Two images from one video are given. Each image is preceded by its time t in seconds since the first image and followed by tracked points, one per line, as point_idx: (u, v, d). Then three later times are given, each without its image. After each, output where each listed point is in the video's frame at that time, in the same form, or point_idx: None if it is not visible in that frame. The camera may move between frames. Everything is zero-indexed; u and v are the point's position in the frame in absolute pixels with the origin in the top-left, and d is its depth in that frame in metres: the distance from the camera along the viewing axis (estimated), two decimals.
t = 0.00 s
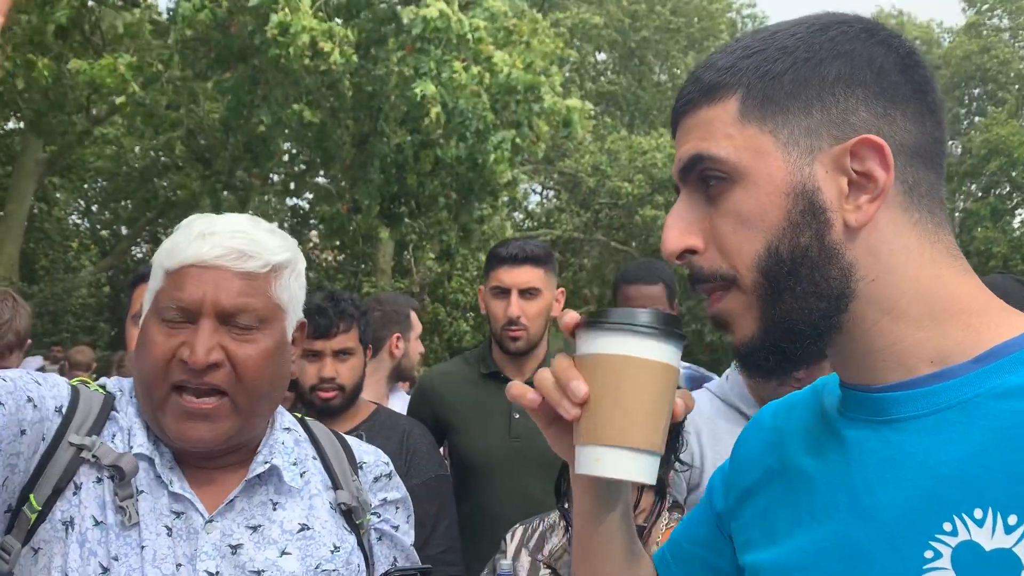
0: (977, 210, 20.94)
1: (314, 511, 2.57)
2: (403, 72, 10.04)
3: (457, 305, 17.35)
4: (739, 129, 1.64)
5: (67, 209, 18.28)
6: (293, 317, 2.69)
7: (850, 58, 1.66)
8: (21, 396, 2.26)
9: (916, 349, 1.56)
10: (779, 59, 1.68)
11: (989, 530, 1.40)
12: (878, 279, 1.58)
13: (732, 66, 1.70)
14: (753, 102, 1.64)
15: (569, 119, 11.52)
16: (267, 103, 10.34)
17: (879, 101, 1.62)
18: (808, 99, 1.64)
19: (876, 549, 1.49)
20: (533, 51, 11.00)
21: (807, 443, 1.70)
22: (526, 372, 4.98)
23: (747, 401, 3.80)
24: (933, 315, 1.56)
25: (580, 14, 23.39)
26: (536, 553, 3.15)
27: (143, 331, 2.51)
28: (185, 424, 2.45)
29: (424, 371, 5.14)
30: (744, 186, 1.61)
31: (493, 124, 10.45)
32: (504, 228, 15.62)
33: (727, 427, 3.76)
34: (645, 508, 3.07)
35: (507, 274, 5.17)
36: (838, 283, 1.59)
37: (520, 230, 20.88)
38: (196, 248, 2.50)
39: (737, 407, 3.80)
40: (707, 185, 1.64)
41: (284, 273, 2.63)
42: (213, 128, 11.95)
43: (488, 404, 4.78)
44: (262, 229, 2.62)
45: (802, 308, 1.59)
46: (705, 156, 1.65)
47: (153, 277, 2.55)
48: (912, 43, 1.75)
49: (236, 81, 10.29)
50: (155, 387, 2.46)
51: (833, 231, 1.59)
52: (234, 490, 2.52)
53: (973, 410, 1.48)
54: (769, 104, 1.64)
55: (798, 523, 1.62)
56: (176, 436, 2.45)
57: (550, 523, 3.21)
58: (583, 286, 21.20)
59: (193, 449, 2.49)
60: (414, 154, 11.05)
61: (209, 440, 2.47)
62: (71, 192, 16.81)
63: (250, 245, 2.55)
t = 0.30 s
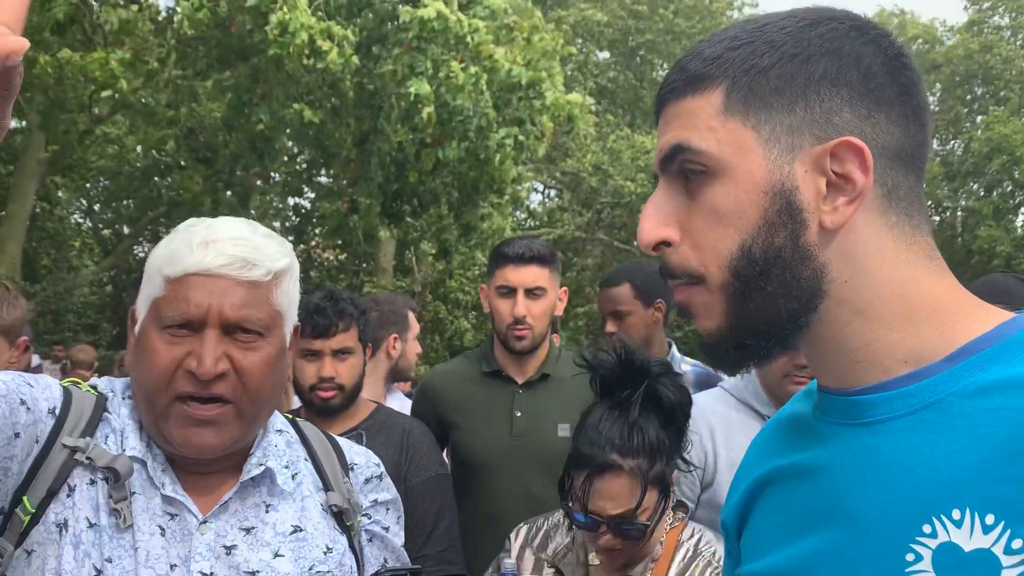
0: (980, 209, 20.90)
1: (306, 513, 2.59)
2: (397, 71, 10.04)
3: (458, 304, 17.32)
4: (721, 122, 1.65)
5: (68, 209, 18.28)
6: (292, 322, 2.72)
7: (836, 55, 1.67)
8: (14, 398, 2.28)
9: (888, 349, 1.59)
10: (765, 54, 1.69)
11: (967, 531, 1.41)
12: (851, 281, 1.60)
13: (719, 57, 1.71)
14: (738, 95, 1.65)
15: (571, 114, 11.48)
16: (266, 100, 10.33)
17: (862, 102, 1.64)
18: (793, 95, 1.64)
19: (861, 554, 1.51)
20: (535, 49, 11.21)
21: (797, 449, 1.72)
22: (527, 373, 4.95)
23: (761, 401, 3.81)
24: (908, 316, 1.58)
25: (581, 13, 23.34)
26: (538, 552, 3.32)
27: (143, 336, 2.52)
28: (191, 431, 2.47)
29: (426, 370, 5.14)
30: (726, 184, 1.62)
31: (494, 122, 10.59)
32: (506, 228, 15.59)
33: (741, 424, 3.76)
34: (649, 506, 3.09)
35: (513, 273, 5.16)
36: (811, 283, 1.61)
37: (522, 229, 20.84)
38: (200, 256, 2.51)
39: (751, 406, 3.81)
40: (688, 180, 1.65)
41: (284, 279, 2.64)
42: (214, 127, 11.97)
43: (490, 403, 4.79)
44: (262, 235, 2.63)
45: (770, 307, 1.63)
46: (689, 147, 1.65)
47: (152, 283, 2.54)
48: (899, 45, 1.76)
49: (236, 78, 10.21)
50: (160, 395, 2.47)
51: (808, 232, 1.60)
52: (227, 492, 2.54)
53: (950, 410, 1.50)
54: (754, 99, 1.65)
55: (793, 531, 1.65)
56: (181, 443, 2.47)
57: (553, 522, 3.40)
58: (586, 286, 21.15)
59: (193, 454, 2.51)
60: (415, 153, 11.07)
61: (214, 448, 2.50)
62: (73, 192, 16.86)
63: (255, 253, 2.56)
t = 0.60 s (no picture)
0: (981, 206, 20.90)
1: (302, 510, 2.61)
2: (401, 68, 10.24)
3: (459, 302, 17.35)
4: (714, 114, 1.66)
5: (69, 207, 18.32)
6: (286, 318, 2.74)
7: (830, 53, 1.69)
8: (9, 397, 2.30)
9: (876, 346, 1.62)
10: (761, 49, 1.71)
11: (943, 527, 1.44)
12: (837, 278, 1.63)
13: (716, 51, 1.72)
14: (733, 89, 1.67)
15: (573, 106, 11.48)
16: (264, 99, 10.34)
17: (854, 101, 1.66)
18: (787, 92, 1.66)
19: (843, 553, 1.54)
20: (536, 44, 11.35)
21: (786, 449, 1.75)
22: (533, 372, 4.96)
23: (742, 399, 3.89)
24: (894, 312, 1.61)
25: (581, 12, 23.35)
26: (536, 548, 3.35)
27: (138, 333, 2.54)
28: (185, 428, 2.49)
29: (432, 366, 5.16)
30: (714, 177, 1.64)
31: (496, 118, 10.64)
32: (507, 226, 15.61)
33: (720, 421, 3.85)
34: (649, 501, 3.12)
35: (527, 272, 5.13)
36: (798, 279, 1.63)
37: (523, 228, 20.87)
38: (195, 255, 2.52)
39: (731, 403, 3.89)
40: (677, 172, 1.67)
41: (278, 277, 2.66)
42: (215, 126, 12.00)
43: (495, 401, 4.81)
44: (257, 232, 2.64)
45: (758, 300, 1.65)
46: (681, 139, 1.67)
47: (147, 280, 2.56)
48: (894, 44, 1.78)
49: (236, 75, 10.22)
50: (153, 391, 2.49)
51: (799, 229, 1.62)
52: (223, 490, 2.56)
53: (930, 406, 1.53)
54: (749, 93, 1.66)
55: (781, 532, 1.69)
56: (176, 438, 2.49)
57: (551, 519, 3.42)
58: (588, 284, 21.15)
59: (188, 447, 2.54)
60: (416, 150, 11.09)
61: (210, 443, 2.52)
62: (73, 191, 16.89)
63: (249, 251, 2.58)
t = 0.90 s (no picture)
0: (981, 205, 20.92)
1: (300, 506, 2.64)
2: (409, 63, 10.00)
3: (459, 301, 17.37)
4: (706, 110, 1.69)
5: (69, 206, 18.34)
6: (282, 315, 2.76)
7: (820, 55, 1.72)
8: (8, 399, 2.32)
9: (862, 342, 1.65)
10: (753, 49, 1.74)
11: (920, 522, 1.46)
12: (819, 275, 1.66)
13: (710, 51, 1.75)
14: (724, 87, 1.70)
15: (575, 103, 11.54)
16: (265, 98, 10.34)
17: (844, 102, 1.69)
18: (777, 91, 1.69)
19: (826, 548, 1.56)
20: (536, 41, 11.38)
21: (774, 448, 1.78)
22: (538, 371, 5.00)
23: (711, 401, 3.97)
24: (879, 309, 1.64)
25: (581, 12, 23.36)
26: (517, 541, 3.42)
27: (137, 330, 2.56)
28: (185, 422, 2.51)
29: (438, 363, 5.18)
30: (702, 172, 1.67)
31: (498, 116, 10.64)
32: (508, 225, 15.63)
33: (688, 422, 3.93)
34: (637, 493, 3.22)
35: (539, 272, 5.11)
36: (783, 275, 1.66)
37: (524, 227, 20.89)
38: (192, 253, 2.55)
39: (700, 405, 3.98)
40: (669, 168, 1.70)
41: (274, 274, 2.69)
42: (215, 125, 12.02)
43: (499, 399, 4.85)
44: (252, 230, 2.67)
45: (742, 294, 1.68)
46: (672, 135, 1.70)
47: (144, 279, 2.58)
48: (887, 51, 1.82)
49: (235, 74, 10.24)
50: (151, 387, 2.51)
51: (786, 224, 1.65)
52: (221, 489, 2.58)
53: (911, 403, 1.55)
54: (740, 92, 1.69)
55: (767, 529, 1.71)
56: (174, 434, 2.52)
57: (531, 513, 3.49)
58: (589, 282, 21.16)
59: (186, 445, 2.57)
60: (417, 149, 11.11)
61: (210, 436, 2.55)
62: (73, 189, 16.93)
63: (245, 249, 2.60)
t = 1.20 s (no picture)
0: (981, 205, 20.92)
1: (302, 505, 2.67)
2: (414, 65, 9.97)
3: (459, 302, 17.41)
4: (683, 118, 1.82)
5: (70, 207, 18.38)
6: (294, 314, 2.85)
7: (795, 63, 1.84)
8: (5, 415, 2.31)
9: (836, 343, 1.74)
10: (730, 58, 1.86)
11: (899, 526, 1.54)
12: (796, 278, 1.76)
13: (691, 60, 1.88)
14: (701, 95, 1.82)
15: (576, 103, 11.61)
16: (267, 99, 10.43)
17: (819, 109, 1.80)
18: (751, 98, 1.81)
19: (812, 550, 1.63)
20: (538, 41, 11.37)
21: (762, 451, 1.85)
22: (536, 370, 5.04)
23: (701, 400, 4.01)
24: (855, 309, 1.73)
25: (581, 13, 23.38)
26: (501, 538, 3.47)
27: (169, 329, 2.58)
28: (230, 415, 2.55)
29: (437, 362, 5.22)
30: (682, 180, 1.79)
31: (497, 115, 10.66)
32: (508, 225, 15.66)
33: (677, 420, 3.96)
34: (625, 491, 3.32)
35: (534, 271, 5.15)
36: (759, 278, 1.77)
37: (524, 227, 20.91)
38: (229, 253, 2.60)
39: (690, 403, 4.01)
40: (651, 175, 1.82)
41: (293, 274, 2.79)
42: (216, 126, 12.07)
43: (497, 398, 4.89)
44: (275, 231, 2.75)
45: (718, 296, 1.78)
46: (654, 144, 1.83)
47: (175, 279, 2.58)
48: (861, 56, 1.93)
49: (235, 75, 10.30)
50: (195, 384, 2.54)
51: (760, 228, 1.76)
52: (224, 490, 2.62)
53: (893, 407, 1.63)
54: (715, 100, 1.81)
55: (757, 531, 1.77)
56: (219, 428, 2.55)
57: (514, 510, 3.54)
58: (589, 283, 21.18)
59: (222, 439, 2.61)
60: (418, 150, 11.15)
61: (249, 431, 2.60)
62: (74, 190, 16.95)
63: (278, 249, 2.69)
